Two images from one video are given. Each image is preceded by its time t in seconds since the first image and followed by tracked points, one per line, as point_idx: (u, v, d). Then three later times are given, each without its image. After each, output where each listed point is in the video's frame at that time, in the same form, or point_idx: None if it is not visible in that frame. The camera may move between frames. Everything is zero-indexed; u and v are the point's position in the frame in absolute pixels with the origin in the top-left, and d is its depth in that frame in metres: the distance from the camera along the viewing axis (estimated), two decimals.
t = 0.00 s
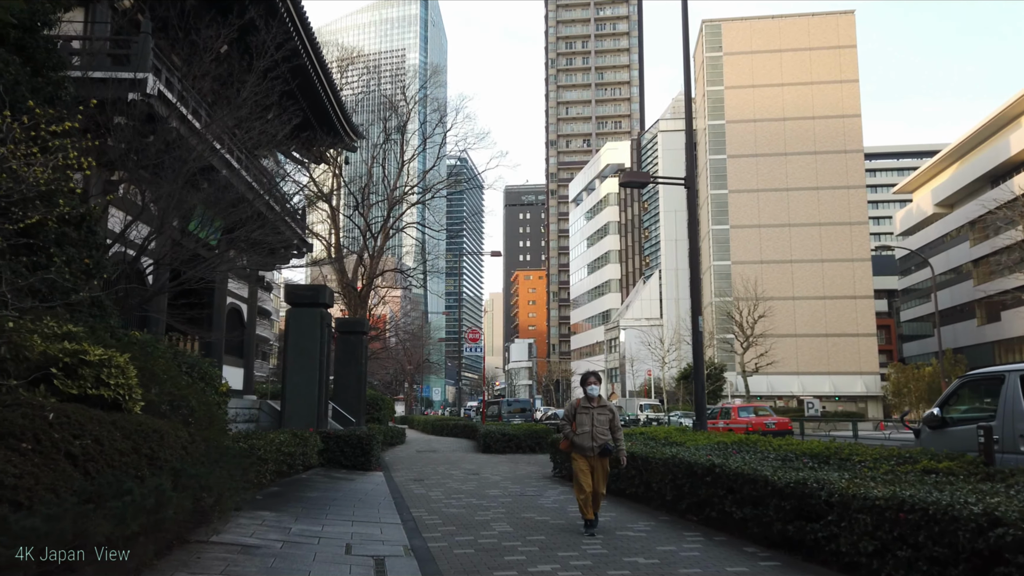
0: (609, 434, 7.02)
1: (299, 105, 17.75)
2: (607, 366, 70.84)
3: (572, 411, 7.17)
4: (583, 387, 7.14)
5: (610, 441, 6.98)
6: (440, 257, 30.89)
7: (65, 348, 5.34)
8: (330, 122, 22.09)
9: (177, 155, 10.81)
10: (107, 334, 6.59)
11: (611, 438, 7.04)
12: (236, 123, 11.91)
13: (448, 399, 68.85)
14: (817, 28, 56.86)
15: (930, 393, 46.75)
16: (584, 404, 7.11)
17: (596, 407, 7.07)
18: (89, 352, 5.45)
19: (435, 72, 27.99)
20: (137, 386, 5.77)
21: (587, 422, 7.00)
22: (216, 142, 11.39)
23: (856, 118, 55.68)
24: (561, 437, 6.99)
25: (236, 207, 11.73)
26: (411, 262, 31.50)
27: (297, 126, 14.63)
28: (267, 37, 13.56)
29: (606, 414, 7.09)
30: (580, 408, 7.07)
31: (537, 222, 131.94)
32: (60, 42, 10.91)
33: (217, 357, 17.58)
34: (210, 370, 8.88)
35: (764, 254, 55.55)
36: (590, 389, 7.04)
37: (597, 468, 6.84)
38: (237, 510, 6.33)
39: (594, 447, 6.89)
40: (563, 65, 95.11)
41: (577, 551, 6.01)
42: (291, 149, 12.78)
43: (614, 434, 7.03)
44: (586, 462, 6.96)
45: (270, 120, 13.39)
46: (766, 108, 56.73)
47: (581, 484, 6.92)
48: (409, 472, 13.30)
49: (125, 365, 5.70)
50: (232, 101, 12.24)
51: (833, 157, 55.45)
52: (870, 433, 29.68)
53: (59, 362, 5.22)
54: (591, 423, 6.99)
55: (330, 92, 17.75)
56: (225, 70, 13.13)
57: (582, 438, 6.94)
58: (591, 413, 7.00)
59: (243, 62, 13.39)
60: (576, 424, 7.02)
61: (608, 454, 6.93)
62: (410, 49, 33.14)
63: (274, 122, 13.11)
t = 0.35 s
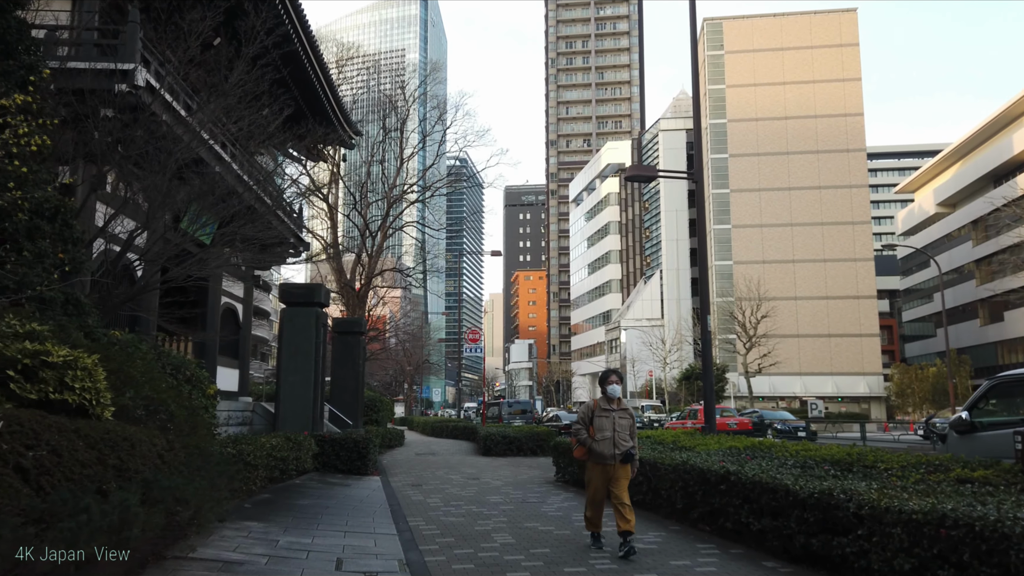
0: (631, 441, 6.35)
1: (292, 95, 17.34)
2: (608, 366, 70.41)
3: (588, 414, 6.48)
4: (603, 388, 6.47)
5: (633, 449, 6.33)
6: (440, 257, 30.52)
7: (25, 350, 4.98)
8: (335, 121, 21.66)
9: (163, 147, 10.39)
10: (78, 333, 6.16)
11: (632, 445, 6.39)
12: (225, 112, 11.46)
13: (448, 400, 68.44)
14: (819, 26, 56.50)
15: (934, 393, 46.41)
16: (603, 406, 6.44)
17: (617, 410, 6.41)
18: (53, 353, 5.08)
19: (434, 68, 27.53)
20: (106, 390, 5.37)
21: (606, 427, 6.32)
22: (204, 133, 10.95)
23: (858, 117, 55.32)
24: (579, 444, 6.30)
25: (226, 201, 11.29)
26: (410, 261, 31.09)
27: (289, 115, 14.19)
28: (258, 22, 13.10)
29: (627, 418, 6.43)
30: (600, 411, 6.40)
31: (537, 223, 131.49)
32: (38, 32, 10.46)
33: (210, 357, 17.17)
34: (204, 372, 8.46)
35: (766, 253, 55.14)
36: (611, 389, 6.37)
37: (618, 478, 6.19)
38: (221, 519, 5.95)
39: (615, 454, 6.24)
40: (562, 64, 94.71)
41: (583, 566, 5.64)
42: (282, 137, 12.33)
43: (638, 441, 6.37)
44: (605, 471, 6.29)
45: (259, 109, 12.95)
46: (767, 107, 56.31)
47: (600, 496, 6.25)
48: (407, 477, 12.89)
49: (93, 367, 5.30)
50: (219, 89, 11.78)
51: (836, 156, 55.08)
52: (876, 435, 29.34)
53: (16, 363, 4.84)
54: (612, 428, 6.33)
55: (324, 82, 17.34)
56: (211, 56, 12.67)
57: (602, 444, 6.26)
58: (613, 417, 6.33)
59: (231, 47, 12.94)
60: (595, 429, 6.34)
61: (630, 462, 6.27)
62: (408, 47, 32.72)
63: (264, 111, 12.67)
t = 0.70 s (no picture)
0: (665, 446, 5.65)
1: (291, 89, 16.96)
2: (614, 371, 69.88)
3: (615, 415, 5.77)
4: (630, 386, 5.79)
5: (667, 455, 5.62)
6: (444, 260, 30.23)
7: None
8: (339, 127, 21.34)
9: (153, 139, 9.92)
10: (53, 331, 5.79)
11: (666, 450, 5.69)
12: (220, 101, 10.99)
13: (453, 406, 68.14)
14: (826, 28, 56.08)
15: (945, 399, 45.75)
16: (630, 406, 5.75)
17: (648, 410, 5.73)
18: (17, 350, 4.76)
19: (439, 68, 27.17)
20: (76, 393, 4.99)
21: (637, 431, 5.62)
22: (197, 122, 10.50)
23: (867, 120, 54.80)
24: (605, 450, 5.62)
25: (220, 195, 10.83)
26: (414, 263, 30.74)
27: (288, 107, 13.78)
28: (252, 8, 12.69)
29: (659, 419, 5.74)
30: (630, 412, 5.70)
31: (542, 227, 131.11)
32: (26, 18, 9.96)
33: (209, 361, 16.77)
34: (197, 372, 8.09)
35: (774, 257, 54.64)
36: (639, 388, 5.68)
37: (650, 490, 5.48)
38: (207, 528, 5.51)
39: (647, 462, 5.53)
40: (567, 69, 94.44)
41: None
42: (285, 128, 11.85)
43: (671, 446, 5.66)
44: (634, 480, 5.60)
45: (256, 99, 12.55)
46: (774, 109, 55.86)
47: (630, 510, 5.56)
48: (410, 484, 12.46)
49: (63, 367, 4.97)
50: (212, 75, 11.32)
51: (844, 159, 54.57)
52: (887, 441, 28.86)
53: None
54: (641, 431, 5.63)
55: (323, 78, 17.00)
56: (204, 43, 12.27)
57: (631, 450, 5.56)
58: (642, 418, 5.64)
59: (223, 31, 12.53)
60: (621, 432, 5.65)
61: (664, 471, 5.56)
62: (413, 49, 32.32)
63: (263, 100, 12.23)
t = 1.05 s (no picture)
0: (700, 457, 4.90)
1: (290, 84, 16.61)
2: (619, 376, 69.44)
3: (640, 423, 5.01)
4: (656, 387, 5.02)
5: (704, 467, 4.86)
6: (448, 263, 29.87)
7: None
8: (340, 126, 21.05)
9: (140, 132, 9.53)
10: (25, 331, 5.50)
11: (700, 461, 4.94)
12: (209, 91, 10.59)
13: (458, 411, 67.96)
14: (833, 30, 55.67)
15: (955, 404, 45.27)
16: (658, 411, 5.01)
17: (677, 415, 4.96)
18: None
19: (443, 69, 26.87)
20: (37, 394, 4.70)
21: (666, 441, 4.86)
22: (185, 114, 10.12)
23: (875, 122, 54.31)
24: (629, 465, 4.89)
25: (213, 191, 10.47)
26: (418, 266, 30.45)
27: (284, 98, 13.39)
28: None
29: (692, 425, 4.99)
30: (657, 420, 4.94)
31: (546, 232, 130.80)
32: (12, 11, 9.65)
33: (208, 365, 16.43)
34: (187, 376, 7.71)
35: (781, 261, 54.21)
36: (668, 390, 4.90)
37: (686, 509, 4.76)
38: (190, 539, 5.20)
39: (680, 477, 4.79)
40: (572, 73, 94.21)
41: None
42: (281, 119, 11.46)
43: (707, 458, 4.90)
44: (666, 499, 4.86)
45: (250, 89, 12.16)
46: (781, 112, 55.45)
47: (663, 535, 4.85)
48: (412, 491, 12.07)
49: (24, 368, 4.67)
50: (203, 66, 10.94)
51: (851, 162, 54.11)
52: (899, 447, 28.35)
53: None
54: (672, 440, 4.89)
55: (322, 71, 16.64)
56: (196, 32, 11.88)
57: (659, 465, 4.82)
58: (673, 425, 4.89)
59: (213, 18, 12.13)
60: (648, 443, 4.92)
61: (700, 489, 4.81)
62: (416, 50, 32.04)
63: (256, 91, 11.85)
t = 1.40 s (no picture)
0: (750, 479, 4.21)
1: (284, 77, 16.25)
2: (625, 382, 68.88)
3: (680, 437, 4.23)
4: (704, 394, 4.26)
5: (754, 491, 4.19)
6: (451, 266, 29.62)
7: None
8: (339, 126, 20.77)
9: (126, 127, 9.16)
10: None
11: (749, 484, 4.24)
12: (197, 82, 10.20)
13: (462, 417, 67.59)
14: (839, 33, 55.30)
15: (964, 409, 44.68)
16: (702, 422, 4.26)
17: (726, 429, 4.25)
18: None
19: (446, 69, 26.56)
20: None
21: (712, 460, 4.14)
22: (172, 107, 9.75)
23: (882, 124, 53.84)
24: (670, 487, 4.13)
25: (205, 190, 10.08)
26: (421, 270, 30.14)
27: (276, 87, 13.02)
28: None
29: (741, 441, 4.28)
30: (704, 435, 4.20)
31: (551, 237, 130.59)
32: None
33: (204, 370, 16.05)
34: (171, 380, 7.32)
35: (788, 265, 53.71)
36: (718, 398, 4.20)
37: (736, 542, 4.08)
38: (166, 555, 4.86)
39: (729, 503, 4.08)
40: (576, 78, 93.97)
41: None
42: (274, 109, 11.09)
43: (759, 478, 4.24)
44: (709, 527, 4.15)
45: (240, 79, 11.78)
46: (787, 115, 55.00)
47: (704, 570, 4.14)
48: (411, 501, 11.64)
49: None
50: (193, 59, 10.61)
51: (858, 165, 53.63)
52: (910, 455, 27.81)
53: None
54: (720, 459, 4.18)
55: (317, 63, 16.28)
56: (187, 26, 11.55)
57: (708, 489, 4.10)
58: (723, 441, 4.18)
59: (200, 3, 11.73)
60: (691, 461, 4.17)
61: (753, 515, 4.13)
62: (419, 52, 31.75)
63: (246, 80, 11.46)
